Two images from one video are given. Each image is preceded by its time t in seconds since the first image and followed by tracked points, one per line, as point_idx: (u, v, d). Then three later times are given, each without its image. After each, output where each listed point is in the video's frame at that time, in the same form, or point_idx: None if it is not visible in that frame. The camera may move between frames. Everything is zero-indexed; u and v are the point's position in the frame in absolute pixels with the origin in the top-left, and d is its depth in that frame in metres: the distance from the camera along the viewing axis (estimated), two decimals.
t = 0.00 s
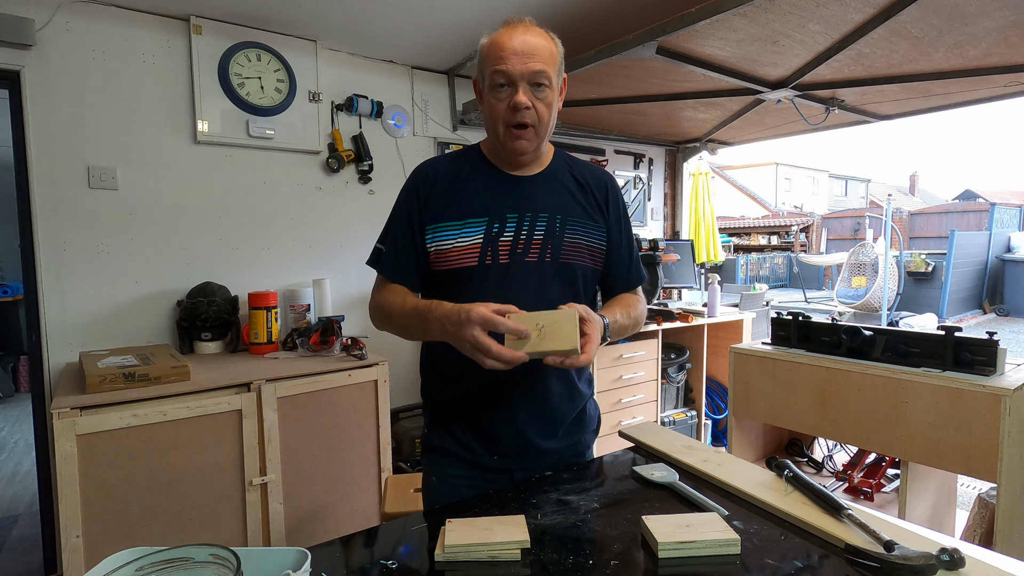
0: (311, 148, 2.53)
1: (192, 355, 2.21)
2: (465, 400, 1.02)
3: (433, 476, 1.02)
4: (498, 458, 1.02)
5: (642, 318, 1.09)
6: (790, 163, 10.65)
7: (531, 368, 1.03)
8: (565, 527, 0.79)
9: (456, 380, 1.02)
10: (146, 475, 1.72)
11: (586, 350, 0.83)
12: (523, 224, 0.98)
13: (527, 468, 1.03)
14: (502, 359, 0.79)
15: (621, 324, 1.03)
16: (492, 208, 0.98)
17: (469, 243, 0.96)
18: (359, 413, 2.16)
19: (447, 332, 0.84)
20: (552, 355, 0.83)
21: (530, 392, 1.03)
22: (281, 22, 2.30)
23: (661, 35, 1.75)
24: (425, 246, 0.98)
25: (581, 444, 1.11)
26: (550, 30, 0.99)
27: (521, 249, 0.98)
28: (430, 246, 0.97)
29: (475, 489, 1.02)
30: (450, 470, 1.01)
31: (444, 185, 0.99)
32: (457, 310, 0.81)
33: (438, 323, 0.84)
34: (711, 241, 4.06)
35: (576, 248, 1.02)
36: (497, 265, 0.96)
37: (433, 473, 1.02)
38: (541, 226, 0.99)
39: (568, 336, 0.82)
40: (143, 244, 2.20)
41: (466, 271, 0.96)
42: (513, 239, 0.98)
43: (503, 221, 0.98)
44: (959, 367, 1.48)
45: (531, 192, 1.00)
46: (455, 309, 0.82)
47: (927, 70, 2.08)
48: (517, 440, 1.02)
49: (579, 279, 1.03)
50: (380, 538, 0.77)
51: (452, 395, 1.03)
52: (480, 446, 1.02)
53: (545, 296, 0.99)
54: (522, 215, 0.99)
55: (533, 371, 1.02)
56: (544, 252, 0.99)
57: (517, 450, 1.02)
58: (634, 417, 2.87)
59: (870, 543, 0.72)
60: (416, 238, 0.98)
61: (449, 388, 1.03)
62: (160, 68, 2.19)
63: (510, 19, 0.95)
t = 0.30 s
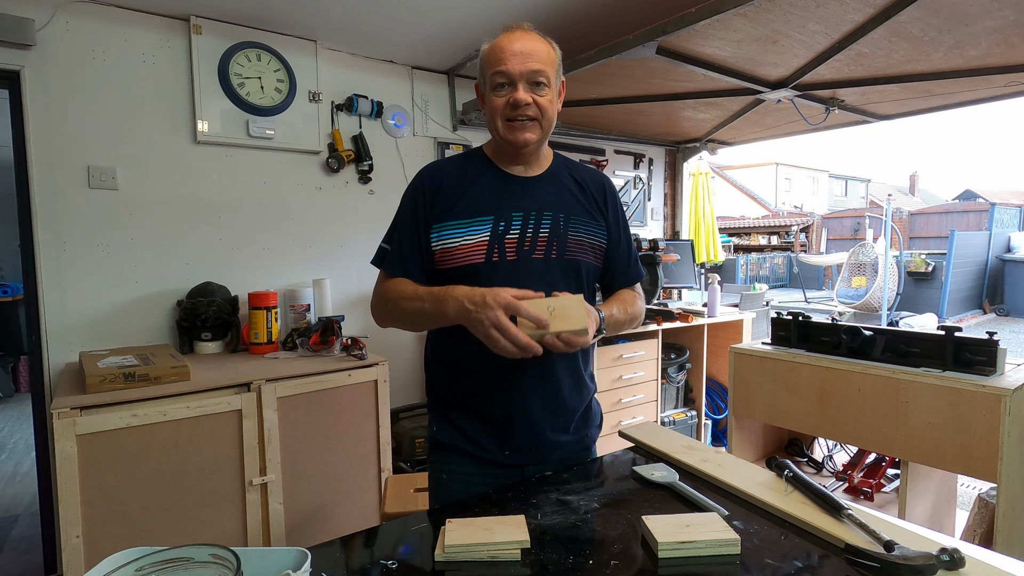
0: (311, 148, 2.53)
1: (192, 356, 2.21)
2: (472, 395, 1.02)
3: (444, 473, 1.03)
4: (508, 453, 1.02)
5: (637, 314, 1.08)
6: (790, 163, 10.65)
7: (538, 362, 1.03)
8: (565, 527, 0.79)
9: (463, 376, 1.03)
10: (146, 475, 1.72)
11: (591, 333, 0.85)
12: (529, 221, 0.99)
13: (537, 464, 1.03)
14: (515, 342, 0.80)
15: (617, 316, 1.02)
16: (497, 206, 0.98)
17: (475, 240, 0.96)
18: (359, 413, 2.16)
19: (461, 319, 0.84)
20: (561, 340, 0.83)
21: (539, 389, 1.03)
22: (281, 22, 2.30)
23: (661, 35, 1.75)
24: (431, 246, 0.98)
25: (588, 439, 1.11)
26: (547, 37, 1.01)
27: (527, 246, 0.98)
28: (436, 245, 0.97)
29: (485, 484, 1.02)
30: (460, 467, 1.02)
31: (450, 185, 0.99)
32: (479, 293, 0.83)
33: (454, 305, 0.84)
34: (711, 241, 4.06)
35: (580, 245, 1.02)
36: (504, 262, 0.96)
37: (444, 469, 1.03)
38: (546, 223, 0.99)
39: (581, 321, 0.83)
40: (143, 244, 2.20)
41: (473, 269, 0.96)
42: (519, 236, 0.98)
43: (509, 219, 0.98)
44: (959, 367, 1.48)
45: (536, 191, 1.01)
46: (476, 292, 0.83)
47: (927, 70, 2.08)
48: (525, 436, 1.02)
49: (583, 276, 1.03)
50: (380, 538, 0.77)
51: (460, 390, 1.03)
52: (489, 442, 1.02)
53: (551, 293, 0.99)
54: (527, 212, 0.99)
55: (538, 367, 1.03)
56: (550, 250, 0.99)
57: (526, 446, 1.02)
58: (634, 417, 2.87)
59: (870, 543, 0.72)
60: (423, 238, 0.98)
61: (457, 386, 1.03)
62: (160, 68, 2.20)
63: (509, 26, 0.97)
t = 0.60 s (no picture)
0: (311, 148, 2.53)
1: (192, 356, 2.20)
2: (472, 392, 1.02)
3: (443, 471, 1.03)
4: (507, 450, 1.02)
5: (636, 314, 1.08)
6: (790, 163, 10.65)
7: (538, 361, 1.03)
8: (565, 527, 0.79)
9: (463, 374, 1.02)
10: (146, 475, 1.72)
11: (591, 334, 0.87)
12: (530, 221, 0.99)
13: (535, 461, 1.03)
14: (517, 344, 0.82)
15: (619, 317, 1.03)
16: (499, 205, 0.98)
17: (476, 238, 0.96)
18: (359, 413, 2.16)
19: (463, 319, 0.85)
20: (563, 340, 0.86)
21: (538, 387, 1.03)
22: (281, 22, 2.30)
23: (661, 35, 1.75)
24: (432, 243, 0.98)
25: (586, 437, 1.11)
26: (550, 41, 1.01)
27: (527, 245, 0.98)
28: (437, 242, 0.97)
29: (484, 482, 1.02)
30: (460, 464, 1.02)
31: (452, 185, 0.99)
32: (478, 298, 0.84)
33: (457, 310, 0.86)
34: (711, 241, 4.06)
35: (580, 246, 1.02)
36: (504, 260, 0.96)
37: (443, 467, 1.03)
38: (546, 223, 0.99)
39: (579, 321, 0.85)
40: (143, 244, 2.20)
41: (472, 267, 0.96)
42: (519, 235, 0.98)
43: (509, 218, 0.98)
44: (958, 367, 1.48)
45: (537, 190, 1.01)
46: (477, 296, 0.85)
47: (927, 70, 2.08)
48: (525, 434, 1.02)
49: (583, 275, 1.03)
50: (380, 538, 0.77)
51: (460, 388, 1.03)
52: (489, 440, 1.02)
53: (552, 292, 0.99)
54: (528, 211, 0.99)
55: (539, 365, 1.03)
56: (550, 249, 0.99)
57: (526, 444, 1.02)
58: (634, 417, 2.87)
59: (870, 543, 0.72)
60: (425, 235, 0.98)
61: (457, 384, 1.03)
62: (160, 69, 2.20)
63: (513, 30, 0.97)
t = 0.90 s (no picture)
0: (311, 148, 2.53)
1: (192, 356, 2.20)
2: (471, 389, 1.02)
3: (442, 471, 1.03)
4: (505, 450, 1.02)
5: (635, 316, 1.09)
6: (790, 163, 10.66)
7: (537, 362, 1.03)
8: (565, 527, 0.79)
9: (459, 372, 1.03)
10: (146, 475, 1.72)
11: (591, 350, 0.86)
12: (527, 222, 0.99)
13: (534, 460, 1.04)
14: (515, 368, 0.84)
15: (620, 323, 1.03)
16: (497, 207, 0.98)
17: (474, 239, 0.96)
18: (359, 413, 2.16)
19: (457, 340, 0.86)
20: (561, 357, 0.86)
21: (535, 388, 1.03)
22: (281, 22, 2.30)
23: (661, 35, 1.75)
24: (430, 243, 0.98)
25: (584, 437, 1.11)
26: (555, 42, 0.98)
27: (524, 247, 0.98)
28: (435, 242, 0.97)
29: (483, 481, 1.02)
30: (458, 464, 1.02)
31: (450, 185, 0.99)
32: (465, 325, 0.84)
33: (450, 331, 0.87)
34: (711, 241, 4.06)
35: (578, 248, 1.02)
36: (501, 262, 0.96)
37: (441, 465, 1.03)
38: (543, 225, 0.99)
39: (579, 338, 0.85)
40: (143, 245, 2.20)
41: (469, 268, 0.96)
42: (517, 237, 0.98)
43: (507, 220, 0.98)
44: (959, 367, 1.48)
45: (535, 192, 1.01)
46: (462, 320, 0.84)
47: (927, 70, 2.08)
48: (523, 433, 1.02)
49: (581, 277, 1.03)
50: (380, 538, 0.77)
51: (457, 388, 1.03)
52: (485, 439, 1.02)
53: (550, 294, 0.99)
54: (526, 213, 0.99)
55: (536, 366, 1.03)
56: (547, 251, 0.99)
57: (524, 444, 1.02)
58: (634, 417, 2.87)
59: (870, 543, 0.72)
60: (422, 235, 0.98)
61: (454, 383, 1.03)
62: (160, 69, 2.20)
63: (518, 34, 0.93)
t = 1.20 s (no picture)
0: (311, 148, 2.53)
1: (192, 356, 2.20)
2: (470, 390, 1.02)
3: (441, 471, 1.03)
4: (503, 451, 1.02)
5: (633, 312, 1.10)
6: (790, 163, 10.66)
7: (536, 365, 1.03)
8: (565, 527, 0.79)
9: (460, 374, 1.03)
10: (146, 476, 1.72)
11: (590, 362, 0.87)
12: (527, 225, 0.99)
13: (532, 461, 1.04)
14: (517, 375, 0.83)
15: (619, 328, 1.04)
16: (496, 209, 0.98)
17: (473, 242, 0.96)
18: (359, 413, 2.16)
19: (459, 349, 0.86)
20: (561, 372, 0.86)
21: (534, 390, 1.03)
22: (281, 22, 2.30)
23: (661, 35, 1.75)
24: (429, 244, 0.98)
25: (582, 437, 1.11)
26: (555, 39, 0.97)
27: (524, 249, 0.98)
28: (435, 244, 0.97)
29: (481, 480, 1.02)
30: (457, 464, 1.02)
31: (450, 187, 0.99)
32: (469, 330, 0.84)
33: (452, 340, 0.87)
34: (711, 241, 4.06)
35: (577, 250, 1.02)
36: (501, 265, 0.96)
37: (440, 466, 1.03)
38: (543, 227, 0.99)
39: (577, 353, 0.85)
40: (143, 245, 2.20)
41: (469, 271, 0.96)
42: (517, 239, 0.98)
43: (507, 222, 0.98)
44: (959, 367, 1.48)
45: (534, 194, 1.01)
46: (466, 328, 0.85)
47: (927, 70, 2.08)
48: (522, 434, 1.02)
49: (580, 278, 1.03)
50: (380, 538, 0.77)
51: (456, 389, 1.03)
52: (484, 441, 1.02)
53: (549, 296, 0.99)
54: (526, 216, 0.99)
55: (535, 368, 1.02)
56: (547, 253, 0.99)
57: (522, 444, 1.02)
58: (634, 417, 2.87)
59: (870, 543, 0.72)
60: (421, 237, 0.98)
61: (453, 385, 1.03)
62: (160, 69, 2.20)
63: (517, 31, 0.92)
